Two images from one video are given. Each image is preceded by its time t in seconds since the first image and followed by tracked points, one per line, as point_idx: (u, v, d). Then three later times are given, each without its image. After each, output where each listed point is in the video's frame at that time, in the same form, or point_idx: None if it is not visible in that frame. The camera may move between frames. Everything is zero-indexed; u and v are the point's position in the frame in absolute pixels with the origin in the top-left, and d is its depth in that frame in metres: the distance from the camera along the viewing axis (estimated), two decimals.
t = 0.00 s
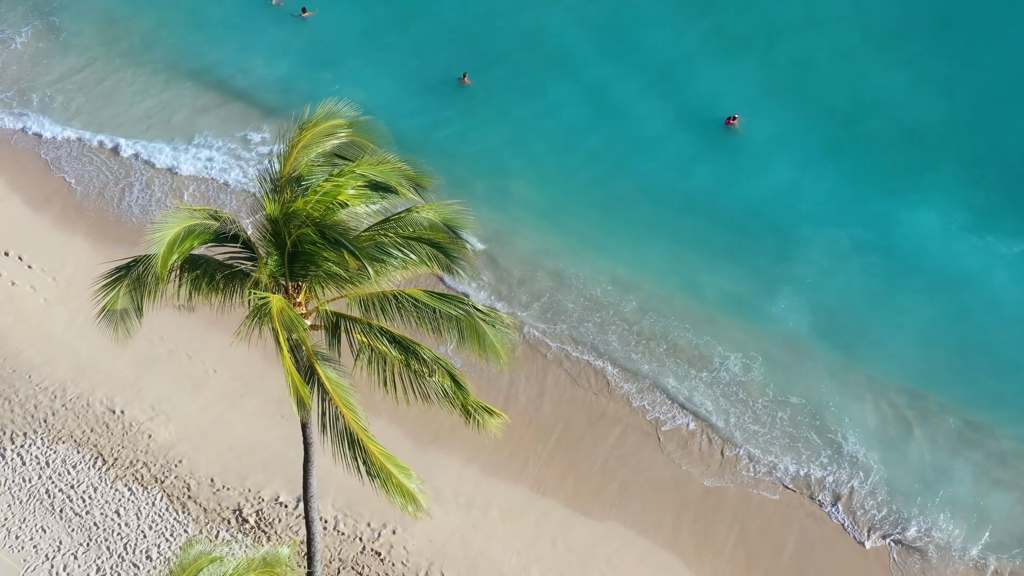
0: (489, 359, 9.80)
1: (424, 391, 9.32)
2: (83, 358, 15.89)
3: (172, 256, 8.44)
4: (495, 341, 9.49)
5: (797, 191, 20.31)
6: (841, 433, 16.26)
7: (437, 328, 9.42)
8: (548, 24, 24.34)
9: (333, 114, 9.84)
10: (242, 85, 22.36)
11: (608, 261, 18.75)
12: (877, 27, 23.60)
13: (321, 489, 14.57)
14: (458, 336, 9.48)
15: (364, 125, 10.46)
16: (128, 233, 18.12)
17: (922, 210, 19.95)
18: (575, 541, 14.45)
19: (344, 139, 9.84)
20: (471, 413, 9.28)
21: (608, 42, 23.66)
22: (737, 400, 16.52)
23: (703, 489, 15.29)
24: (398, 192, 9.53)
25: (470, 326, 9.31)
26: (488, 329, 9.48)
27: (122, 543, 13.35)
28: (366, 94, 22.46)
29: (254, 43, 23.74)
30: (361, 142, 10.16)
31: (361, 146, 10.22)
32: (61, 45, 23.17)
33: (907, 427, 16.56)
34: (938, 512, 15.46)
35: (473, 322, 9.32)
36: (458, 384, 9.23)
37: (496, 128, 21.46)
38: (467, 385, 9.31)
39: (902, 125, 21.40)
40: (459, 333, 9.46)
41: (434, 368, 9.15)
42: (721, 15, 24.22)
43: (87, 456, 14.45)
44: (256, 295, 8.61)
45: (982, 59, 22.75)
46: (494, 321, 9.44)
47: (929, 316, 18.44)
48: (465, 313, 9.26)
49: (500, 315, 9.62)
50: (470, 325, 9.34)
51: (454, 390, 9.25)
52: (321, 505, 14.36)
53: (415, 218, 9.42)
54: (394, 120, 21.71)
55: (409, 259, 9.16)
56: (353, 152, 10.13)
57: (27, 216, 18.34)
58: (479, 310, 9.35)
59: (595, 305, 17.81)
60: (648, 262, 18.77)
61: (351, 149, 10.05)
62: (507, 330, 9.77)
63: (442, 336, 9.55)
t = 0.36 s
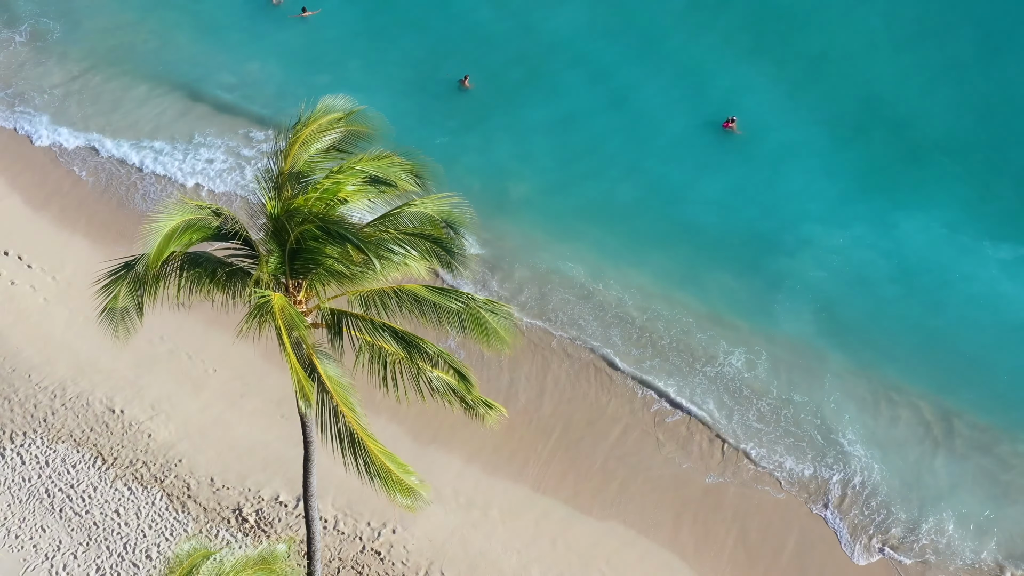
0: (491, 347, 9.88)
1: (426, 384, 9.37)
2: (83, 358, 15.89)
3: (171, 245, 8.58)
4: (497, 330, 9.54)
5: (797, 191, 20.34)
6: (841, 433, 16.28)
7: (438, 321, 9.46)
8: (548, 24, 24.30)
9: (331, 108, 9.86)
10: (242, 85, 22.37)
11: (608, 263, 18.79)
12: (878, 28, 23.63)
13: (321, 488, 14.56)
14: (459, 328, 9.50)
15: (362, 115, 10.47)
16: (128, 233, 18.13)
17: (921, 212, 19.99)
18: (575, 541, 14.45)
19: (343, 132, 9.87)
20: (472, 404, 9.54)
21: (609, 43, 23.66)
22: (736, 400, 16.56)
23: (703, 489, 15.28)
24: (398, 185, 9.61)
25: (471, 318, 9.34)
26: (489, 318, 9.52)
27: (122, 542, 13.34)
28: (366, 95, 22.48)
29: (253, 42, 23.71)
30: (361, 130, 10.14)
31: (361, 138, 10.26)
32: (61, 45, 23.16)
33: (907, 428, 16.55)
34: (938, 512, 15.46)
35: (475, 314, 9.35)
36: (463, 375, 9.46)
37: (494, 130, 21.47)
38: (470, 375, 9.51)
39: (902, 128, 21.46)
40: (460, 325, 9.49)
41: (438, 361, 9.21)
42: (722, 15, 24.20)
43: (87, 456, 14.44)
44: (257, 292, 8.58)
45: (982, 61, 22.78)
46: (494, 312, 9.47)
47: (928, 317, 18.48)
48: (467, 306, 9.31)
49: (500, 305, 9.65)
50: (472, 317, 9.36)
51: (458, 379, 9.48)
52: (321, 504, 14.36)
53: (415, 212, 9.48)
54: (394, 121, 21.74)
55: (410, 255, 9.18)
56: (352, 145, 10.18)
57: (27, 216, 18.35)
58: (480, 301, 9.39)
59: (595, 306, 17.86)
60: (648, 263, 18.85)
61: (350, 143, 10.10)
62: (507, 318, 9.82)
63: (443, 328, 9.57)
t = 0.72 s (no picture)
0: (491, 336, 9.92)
1: (428, 380, 9.41)
2: (83, 358, 15.87)
3: (167, 239, 8.63)
4: (497, 321, 9.56)
5: (797, 192, 20.37)
6: (842, 434, 16.29)
7: (439, 316, 9.47)
8: (549, 25, 24.28)
9: (327, 105, 9.86)
10: (242, 85, 22.37)
11: (608, 264, 18.81)
12: (879, 29, 23.64)
13: (321, 489, 14.56)
14: (460, 322, 9.54)
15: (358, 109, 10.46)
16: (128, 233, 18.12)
17: (921, 212, 20.02)
18: (576, 541, 14.44)
19: (341, 129, 9.84)
20: (473, 401, 9.49)
21: (611, 44, 23.65)
22: (737, 400, 16.55)
23: (703, 489, 15.27)
24: (398, 180, 9.73)
25: (472, 312, 9.35)
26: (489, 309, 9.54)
27: (122, 543, 13.33)
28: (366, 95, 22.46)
29: (253, 39, 23.59)
30: (358, 126, 10.14)
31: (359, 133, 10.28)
32: (60, 45, 23.13)
33: (907, 429, 16.56)
34: (938, 512, 15.48)
35: (476, 308, 9.36)
36: (468, 368, 9.66)
37: (495, 131, 21.46)
38: (475, 367, 9.76)
39: (902, 129, 21.50)
40: (460, 318, 9.50)
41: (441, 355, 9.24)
42: (724, 15, 24.18)
43: (87, 456, 14.42)
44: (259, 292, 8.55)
45: (981, 63, 22.83)
46: (495, 307, 9.49)
47: (928, 318, 18.52)
48: (466, 301, 9.28)
49: (499, 297, 9.68)
50: (472, 310, 9.37)
51: (463, 370, 9.72)
52: (321, 504, 14.35)
53: (417, 208, 9.49)
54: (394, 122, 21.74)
55: (412, 252, 9.19)
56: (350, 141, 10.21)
57: (26, 215, 18.34)
58: (480, 294, 9.40)
59: (595, 306, 17.88)
60: (648, 264, 18.88)
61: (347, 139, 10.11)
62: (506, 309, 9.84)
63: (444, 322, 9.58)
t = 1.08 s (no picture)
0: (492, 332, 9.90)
1: (431, 379, 9.40)
2: (84, 358, 15.85)
3: (169, 240, 8.55)
4: (498, 318, 9.48)
5: (797, 193, 20.42)
6: (843, 434, 16.33)
7: (441, 314, 9.45)
8: (550, 26, 24.30)
9: (327, 104, 9.78)
10: (243, 86, 22.36)
11: (609, 264, 18.82)
12: (879, 31, 23.69)
13: (323, 489, 14.54)
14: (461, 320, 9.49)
15: (358, 107, 10.38)
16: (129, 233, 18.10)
17: (922, 213, 20.06)
18: (579, 541, 14.42)
19: (342, 128, 9.76)
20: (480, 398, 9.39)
21: (612, 45, 23.67)
22: (739, 401, 16.59)
23: (705, 489, 15.25)
24: (399, 179, 9.78)
25: (474, 310, 9.31)
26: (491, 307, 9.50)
27: (123, 544, 13.29)
28: (367, 95, 22.44)
29: (253, 39, 23.58)
30: (359, 126, 10.03)
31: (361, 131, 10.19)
32: (62, 45, 23.14)
33: (908, 429, 16.57)
34: (941, 511, 15.46)
35: (477, 306, 9.33)
36: (472, 363, 9.45)
37: (495, 132, 21.46)
38: (480, 361, 9.51)
39: (903, 131, 21.54)
40: (462, 316, 9.46)
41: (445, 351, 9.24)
42: (724, 17, 24.24)
43: (88, 456, 14.40)
44: (263, 292, 8.51)
45: (982, 64, 22.86)
46: (496, 305, 9.45)
47: (930, 319, 18.53)
48: (467, 301, 9.27)
49: (500, 296, 9.66)
50: (474, 309, 9.34)
51: (468, 365, 9.51)
52: (323, 505, 14.33)
53: (420, 208, 9.46)
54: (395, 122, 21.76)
55: (416, 251, 9.22)
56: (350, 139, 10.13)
57: (27, 215, 18.31)
58: (482, 293, 9.38)
59: (596, 307, 17.89)
60: (649, 264, 18.88)
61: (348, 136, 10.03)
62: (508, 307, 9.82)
63: (446, 319, 9.54)
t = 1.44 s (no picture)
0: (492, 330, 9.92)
1: (432, 378, 9.40)
2: (84, 358, 15.83)
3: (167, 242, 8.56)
4: (499, 317, 9.51)
5: (798, 193, 20.42)
6: (844, 434, 16.34)
7: (442, 313, 9.44)
8: (549, 27, 24.34)
9: (334, 106, 9.81)
10: (243, 85, 22.35)
11: (609, 264, 18.80)
12: (879, 31, 23.71)
13: (323, 489, 14.52)
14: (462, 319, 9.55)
15: (365, 109, 10.40)
16: (129, 233, 18.09)
17: (922, 213, 20.06)
18: (580, 541, 14.39)
19: (348, 129, 9.79)
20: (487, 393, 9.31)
21: (611, 47, 23.69)
22: (741, 401, 16.60)
23: (706, 489, 15.24)
24: (401, 178, 9.78)
25: (476, 309, 9.31)
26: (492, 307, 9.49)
27: (124, 544, 13.26)
28: (367, 95, 22.46)
29: (253, 39, 23.60)
30: (366, 126, 10.11)
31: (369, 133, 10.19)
32: (62, 46, 23.15)
33: (907, 429, 16.58)
34: (943, 510, 15.44)
35: (479, 306, 9.33)
36: (477, 360, 9.62)
37: (496, 132, 21.46)
38: (484, 359, 9.70)
39: (903, 130, 21.55)
40: (464, 315, 9.47)
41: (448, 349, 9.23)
42: (724, 17, 24.28)
43: (89, 456, 14.38)
44: (266, 290, 8.49)
45: (982, 64, 22.91)
46: (497, 304, 9.45)
47: (931, 319, 18.51)
48: (468, 300, 9.27)
49: (502, 296, 9.63)
50: (476, 308, 9.35)
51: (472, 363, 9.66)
52: (324, 505, 14.30)
53: (418, 206, 9.42)
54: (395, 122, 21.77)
55: (417, 249, 9.15)
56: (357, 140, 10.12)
57: (27, 215, 18.29)
58: (484, 293, 9.37)
59: (597, 307, 17.91)
60: (650, 264, 18.88)
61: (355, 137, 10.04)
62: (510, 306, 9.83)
63: (447, 318, 9.53)
